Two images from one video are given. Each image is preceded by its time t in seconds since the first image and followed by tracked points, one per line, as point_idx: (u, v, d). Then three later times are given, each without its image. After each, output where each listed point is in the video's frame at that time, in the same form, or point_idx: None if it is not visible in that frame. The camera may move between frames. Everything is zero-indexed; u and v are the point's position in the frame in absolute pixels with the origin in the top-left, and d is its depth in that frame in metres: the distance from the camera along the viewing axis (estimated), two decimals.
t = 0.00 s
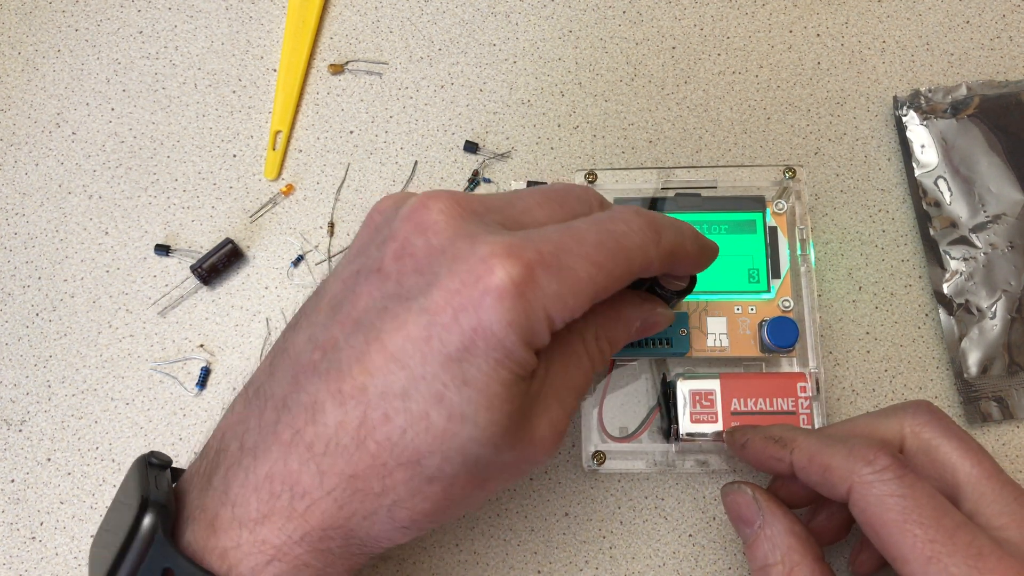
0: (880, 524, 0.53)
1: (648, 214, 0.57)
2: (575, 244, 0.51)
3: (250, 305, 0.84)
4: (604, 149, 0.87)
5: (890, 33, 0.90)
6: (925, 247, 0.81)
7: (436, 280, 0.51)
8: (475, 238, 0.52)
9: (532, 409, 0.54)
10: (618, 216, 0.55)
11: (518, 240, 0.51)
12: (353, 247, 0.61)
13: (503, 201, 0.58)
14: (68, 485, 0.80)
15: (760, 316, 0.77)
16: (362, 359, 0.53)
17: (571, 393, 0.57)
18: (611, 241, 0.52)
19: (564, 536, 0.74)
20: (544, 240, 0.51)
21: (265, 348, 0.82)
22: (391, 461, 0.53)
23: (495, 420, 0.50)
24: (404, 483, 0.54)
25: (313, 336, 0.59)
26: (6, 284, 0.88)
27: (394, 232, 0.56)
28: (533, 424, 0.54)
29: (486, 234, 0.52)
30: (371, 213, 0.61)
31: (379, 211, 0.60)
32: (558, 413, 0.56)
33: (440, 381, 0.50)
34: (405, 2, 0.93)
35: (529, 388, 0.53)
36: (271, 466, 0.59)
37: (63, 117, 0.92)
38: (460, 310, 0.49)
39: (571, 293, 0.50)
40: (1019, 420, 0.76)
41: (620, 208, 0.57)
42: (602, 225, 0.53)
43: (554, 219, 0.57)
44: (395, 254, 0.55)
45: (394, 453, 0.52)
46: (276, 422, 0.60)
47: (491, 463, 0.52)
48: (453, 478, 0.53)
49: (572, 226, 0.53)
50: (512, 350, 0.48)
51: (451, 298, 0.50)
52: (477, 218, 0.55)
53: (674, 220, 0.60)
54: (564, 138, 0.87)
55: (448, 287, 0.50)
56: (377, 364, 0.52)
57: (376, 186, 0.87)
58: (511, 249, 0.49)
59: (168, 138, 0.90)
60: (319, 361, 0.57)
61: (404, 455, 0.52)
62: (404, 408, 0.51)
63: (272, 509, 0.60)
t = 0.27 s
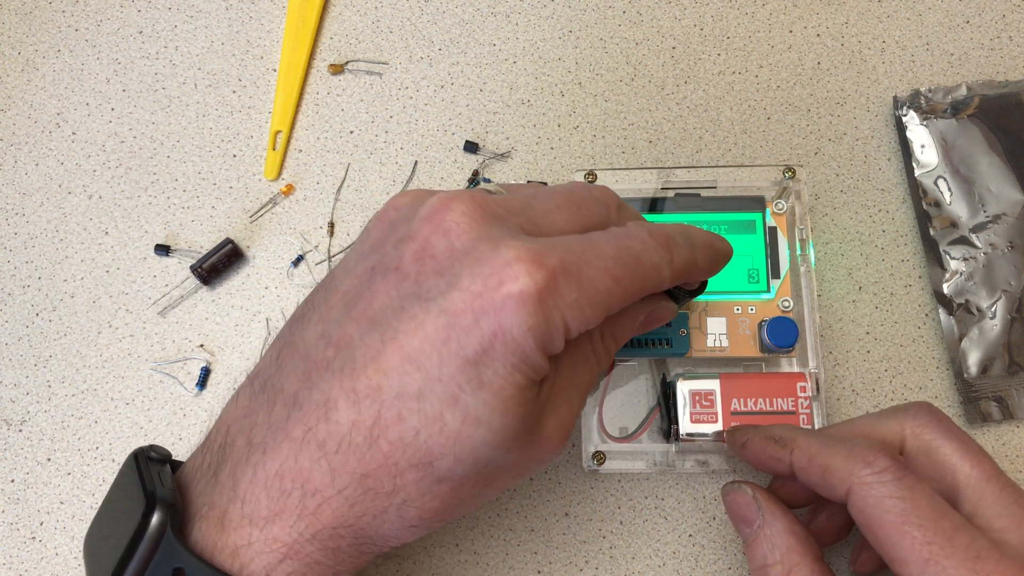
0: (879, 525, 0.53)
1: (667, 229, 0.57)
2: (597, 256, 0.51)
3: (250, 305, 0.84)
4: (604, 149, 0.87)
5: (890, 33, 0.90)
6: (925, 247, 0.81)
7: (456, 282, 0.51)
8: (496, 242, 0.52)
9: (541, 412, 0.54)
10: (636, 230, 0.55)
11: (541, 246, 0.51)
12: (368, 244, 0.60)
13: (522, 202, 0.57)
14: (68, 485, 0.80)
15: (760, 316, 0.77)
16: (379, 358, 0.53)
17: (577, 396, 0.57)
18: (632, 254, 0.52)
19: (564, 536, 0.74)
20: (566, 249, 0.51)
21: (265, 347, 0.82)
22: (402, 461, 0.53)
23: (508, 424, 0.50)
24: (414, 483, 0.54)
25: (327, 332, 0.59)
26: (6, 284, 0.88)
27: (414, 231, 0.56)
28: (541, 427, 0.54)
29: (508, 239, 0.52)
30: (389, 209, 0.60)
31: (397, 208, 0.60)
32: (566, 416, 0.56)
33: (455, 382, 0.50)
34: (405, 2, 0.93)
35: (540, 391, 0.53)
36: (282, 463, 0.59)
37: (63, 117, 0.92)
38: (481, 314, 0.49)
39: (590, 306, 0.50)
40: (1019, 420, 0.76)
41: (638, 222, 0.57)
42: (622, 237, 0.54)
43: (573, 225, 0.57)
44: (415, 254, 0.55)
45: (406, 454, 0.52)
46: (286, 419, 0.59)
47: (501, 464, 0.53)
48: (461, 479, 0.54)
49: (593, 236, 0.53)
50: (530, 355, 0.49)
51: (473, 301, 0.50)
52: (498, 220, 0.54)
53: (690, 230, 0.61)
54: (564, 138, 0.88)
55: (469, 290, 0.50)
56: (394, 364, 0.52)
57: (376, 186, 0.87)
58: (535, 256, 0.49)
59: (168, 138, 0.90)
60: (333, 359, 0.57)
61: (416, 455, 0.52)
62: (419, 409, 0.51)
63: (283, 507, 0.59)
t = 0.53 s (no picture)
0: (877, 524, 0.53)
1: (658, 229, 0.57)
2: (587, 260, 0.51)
3: (250, 305, 0.84)
4: (604, 149, 0.87)
5: (890, 33, 0.90)
6: (925, 247, 0.81)
7: (449, 292, 0.51)
8: (488, 249, 0.51)
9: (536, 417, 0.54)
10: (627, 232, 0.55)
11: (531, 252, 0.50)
12: (363, 254, 0.60)
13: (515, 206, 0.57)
14: (67, 485, 0.80)
15: (760, 316, 0.77)
16: (374, 368, 0.53)
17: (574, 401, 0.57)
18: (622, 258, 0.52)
19: (564, 536, 0.74)
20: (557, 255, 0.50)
21: (265, 347, 0.82)
22: (398, 469, 0.53)
23: (502, 432, 0.50)
24: (410, 489, 0.54)
25: (323, 342, 0.59)
26: (6, 284, 0.88)
27: (408, 242, 0.56)
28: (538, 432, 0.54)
29: (500, 246, 0.51)
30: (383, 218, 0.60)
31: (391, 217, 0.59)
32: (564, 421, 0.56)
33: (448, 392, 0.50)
34: (405, 2, 0.93)
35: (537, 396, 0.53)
36: (282, 472, 0.59)
37: (63, 117, 0.92)
38: (473, 324, 0.49)
39: (583, 311, 0.50)
40: (1019, 420, 0.76)
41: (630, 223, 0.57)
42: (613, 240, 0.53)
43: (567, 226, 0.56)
44: (409, 263, 0.55)
45: (401, 462, 0.52)
46: (284, 428, 0.59)
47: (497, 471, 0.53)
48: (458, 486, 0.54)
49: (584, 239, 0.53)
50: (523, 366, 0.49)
51: (465, 310, 0.50)
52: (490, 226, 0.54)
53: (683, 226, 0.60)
54: (564, 138, 0.88)
55: (460, 301, 0.50)
56: (388, 374, 0.52)
57: (376, 186, 0.87)
58: (525, 264, 0.49)
59: (168, 138, 0.90)
60: (329, 369, 0.57)
61: (411, 463, 0.52)
62: (413, 418, 0.51)
63: (283, 513, 0.59)
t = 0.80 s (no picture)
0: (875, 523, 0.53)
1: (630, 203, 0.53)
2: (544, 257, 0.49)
3: (250, 305, 0.84)
4: (604, 149, 0.87)
5: (890, 33, 0.90)
6: (925, 247, 0.82)
7: (416, 315, 0.51)
8: (453, 268, 0.51)
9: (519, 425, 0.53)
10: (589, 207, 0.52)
11: (491, 264, 0.50)
12: (342, 275, 0.60)
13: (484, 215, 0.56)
14: (67, 485, 0.80)
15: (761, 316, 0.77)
16: (351, 391, 0.54)
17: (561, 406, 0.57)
18: (586, 249, 0.50)
19: (565, 536, 0.74)
20: (516, 260, 0.49)
21: (265, 347, 0.82)
22: (380, 483, 0.54)
23: (475, 443, 0.51)
24: (395, 502, 0.55)
25: (311, 365, 0.59)
26: (6, 284, 0.88)
27: (379, 264, 0.56)
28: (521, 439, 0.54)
29: (463, 264, 0.51)
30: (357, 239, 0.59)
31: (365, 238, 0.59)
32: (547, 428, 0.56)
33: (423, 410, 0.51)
34: (405, 2, 0.93)
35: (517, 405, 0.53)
36: (273, 488, 0.59)
37: (63, 117, 0.92)
38: (439, 347, 0.49)
39: (546, 311, 0.49)
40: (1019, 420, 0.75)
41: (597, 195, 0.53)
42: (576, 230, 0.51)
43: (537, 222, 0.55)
44: (380, 285, 0.55)
45: (382, 477, 0.53)
46: (274, 446, 0.60)
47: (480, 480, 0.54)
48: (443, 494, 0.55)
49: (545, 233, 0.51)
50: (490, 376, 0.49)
51: (430, 333, 0.50)
52: (458, 241, 0.53)
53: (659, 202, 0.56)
54: (564, 138, 0.88)
55: (426, 324, 0.50)
56: (363, 395, 0.53)
57: (376, 186, 0.87)
58: (484, 279, 0.49)
59: (168, 138, 0.90)
60: (312, 390, 0.58)
61: (392, 478, 0.53)
62: (389, 436, 0.52)
63: (277, 525, 0.60)
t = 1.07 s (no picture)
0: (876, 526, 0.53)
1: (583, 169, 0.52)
2: (491, 243, 0.48)
3: (250, 305, 0.84)
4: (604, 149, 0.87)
5: (890, 33, 0.90)
6: (925, 247, 0.82)
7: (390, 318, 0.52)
8: (420, 267, 0.52)
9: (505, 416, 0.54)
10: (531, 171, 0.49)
11: (447, 260, 0.50)
12: (328, 286, 0.62)
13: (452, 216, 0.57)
14: (67, 485, 0.80)
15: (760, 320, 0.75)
16: (336, 394, 0.55)
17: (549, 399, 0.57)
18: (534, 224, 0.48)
19: (565, 536, 0.74)
20: (468, 251, 0.49)
21: (265, 347, 0.82)
22: (369, 484, 0.54)
23: (460, 437, 0.51)
24: (384, 503, 0.55)
25: (299, 372, 0.60)
26: (5, 284, 0.88)
27: (357, 272, 0.57)
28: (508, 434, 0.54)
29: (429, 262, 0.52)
30: (343, 251, 0.62)
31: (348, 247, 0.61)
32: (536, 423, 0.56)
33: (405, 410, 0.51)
34: (405, 2, 0.93)
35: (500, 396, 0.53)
36: (267, 493, 0.59)
37: (63, 117, 0.92)
38: (414, 346, 0.50)
39: (508, 298, 0.48)
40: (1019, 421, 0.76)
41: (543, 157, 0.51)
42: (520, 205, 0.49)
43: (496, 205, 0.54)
44: (359, 292, 0.57)
45: (371, 478, 0.54)
46: (267, 452, 0.60)
47: (469, 476, 0.54)
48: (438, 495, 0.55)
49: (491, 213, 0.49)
50: (466, 373, 0.48)
51: (405, 332, 0.51)
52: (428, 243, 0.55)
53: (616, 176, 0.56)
54: (564, 138, 0.87)
55: (399, 327, 0.51)
56: (348, 398, 0.54)
57: (376, 186, 0.87)
58: (444, 276, 0.49)
59: (168, 138, 0.90)
60: (300, 397, 0.59)
61: (380, 478, 0.54)
62: (374, 436, 0.53)
63: (273, 530, 0.60)
